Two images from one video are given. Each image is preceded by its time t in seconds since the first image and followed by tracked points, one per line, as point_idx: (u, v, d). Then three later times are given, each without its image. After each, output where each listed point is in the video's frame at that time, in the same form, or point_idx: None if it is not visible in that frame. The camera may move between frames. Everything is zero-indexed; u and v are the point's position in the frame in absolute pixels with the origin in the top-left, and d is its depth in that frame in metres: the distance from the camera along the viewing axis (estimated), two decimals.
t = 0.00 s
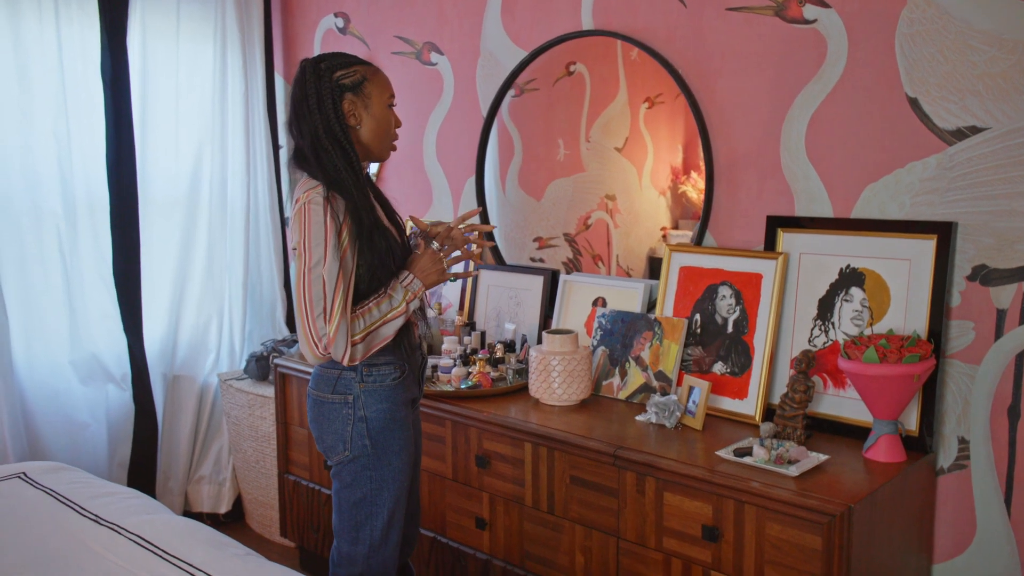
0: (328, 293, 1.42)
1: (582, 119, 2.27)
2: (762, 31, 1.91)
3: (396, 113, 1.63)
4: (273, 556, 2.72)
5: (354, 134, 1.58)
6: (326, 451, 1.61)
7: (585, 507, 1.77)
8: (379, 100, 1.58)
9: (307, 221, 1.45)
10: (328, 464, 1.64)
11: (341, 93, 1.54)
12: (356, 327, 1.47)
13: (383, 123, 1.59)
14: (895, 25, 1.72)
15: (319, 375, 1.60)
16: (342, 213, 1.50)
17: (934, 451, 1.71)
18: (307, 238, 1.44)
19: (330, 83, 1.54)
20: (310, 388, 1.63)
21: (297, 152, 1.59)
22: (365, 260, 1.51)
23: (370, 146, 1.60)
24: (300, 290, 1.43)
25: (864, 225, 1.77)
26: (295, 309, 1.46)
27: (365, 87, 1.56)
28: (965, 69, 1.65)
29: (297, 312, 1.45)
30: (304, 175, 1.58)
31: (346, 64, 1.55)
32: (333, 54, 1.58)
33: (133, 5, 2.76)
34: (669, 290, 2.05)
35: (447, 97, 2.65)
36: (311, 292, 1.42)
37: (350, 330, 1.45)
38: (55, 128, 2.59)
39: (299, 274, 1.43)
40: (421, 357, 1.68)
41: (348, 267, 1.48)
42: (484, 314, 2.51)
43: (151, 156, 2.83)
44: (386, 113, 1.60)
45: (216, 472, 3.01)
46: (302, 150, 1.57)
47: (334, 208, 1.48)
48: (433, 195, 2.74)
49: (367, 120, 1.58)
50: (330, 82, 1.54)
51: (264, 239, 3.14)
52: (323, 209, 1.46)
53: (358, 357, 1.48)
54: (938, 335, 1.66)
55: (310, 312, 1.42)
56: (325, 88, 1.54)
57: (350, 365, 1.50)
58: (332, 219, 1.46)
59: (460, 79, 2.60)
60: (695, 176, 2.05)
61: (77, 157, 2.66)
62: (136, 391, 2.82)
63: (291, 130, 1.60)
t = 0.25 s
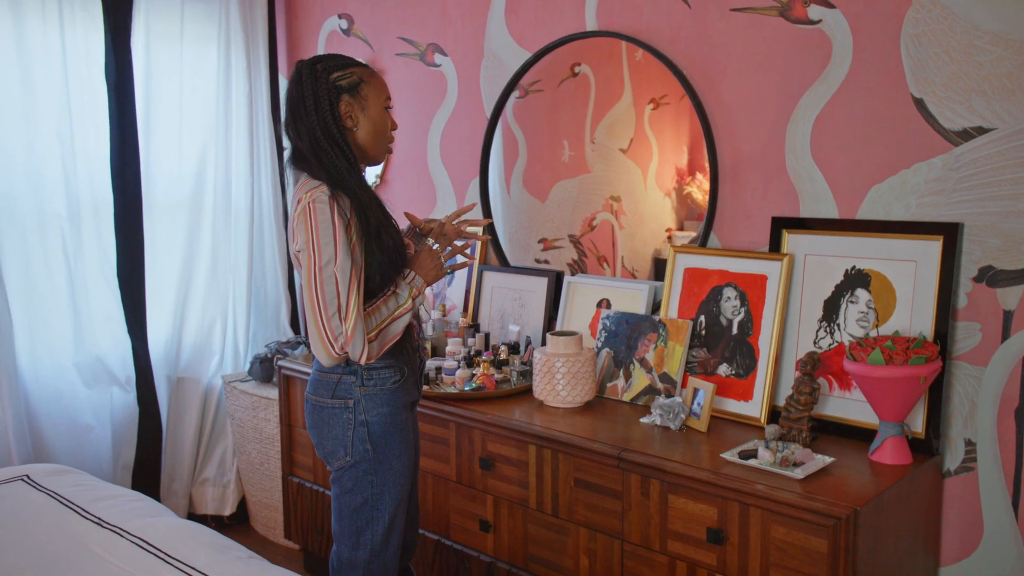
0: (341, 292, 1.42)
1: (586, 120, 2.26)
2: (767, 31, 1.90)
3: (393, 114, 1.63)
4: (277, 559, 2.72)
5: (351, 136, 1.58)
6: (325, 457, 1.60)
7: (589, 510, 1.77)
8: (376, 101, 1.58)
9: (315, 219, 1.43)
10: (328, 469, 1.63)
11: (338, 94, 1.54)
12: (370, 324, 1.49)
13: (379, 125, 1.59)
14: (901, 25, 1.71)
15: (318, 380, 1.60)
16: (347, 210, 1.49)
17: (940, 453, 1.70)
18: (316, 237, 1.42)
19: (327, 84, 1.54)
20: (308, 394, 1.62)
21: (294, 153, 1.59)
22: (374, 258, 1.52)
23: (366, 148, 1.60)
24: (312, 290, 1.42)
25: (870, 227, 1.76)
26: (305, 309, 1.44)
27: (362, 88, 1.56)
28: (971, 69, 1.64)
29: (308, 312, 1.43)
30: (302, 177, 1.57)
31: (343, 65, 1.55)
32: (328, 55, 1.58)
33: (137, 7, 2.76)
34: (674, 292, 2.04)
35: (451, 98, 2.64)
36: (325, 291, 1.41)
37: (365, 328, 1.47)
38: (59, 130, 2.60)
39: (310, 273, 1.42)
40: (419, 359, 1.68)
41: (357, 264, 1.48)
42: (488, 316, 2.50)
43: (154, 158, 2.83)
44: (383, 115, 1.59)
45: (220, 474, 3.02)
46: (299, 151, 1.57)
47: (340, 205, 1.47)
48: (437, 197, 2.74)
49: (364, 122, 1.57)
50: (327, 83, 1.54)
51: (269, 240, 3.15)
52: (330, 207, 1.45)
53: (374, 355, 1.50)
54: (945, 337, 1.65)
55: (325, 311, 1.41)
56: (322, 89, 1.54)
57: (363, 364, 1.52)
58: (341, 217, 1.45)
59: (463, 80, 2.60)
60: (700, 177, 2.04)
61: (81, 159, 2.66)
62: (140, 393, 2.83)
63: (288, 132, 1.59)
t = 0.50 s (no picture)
0: (338, 297, 1.42)
1: (589, 120, 2.26)
2: (771, 32, 1.90)
3: (388, 117, 1.62)
4: (280, 560, 2.72)
5: (342, 138, 1.57)
6: (321, 460, 1.60)
7: (593, 512, 1.77)
8: (369, 104, 1.56)
9: (308, 226, 1.43)
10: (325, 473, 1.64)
11: (329, 97, 1.54)
12: (368, 328, 1.50)
13: (372, 127, 1.58)
14: (905, 25, 1.71)
15: (313, 383, 1.59)
16: (340, 214, 1.49)
17: (945, 455, 1.70)
18: (310, 243, 1.43)
19: (317, 86, 1.53)
20: (304, 396, 1.62)
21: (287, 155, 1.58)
22: (370, 262, 1.50)
23: (359, 151, 1.59)
24: (308, 297, 1.42)
25: (875, 227, 1.76)
26: (303, 316, 1.44)
27: (354, 90, 1.55)
28: (976, 69, 1.64)
29: (306, 320, 1.43)
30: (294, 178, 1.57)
31: (335, 67, 1.55)
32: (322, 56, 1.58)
33: (139, 8, 2.76)
34: (678, 293, 2.04)
35: (454, 99, 2.64)
36: (321, 297, 1.41)
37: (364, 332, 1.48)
38: (61, 132, 2.60)
39: (305, 280, 1.42)
40: (416, 361, 1.68)
41: (353, 267, 1.48)
42: (491, 317, 2.50)
43: (157, 159, 2.83)
44: (376, 117, 1.58)
45: (224, 475, 3.02)
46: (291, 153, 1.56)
47: (332, 209, 1.47)
48: (440, 197, 2.73)
49: (355, 124, 1.57)
50: (318, 85, 1.53)
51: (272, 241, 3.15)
52: (323, 212, 1.45)
53: (375, 358, 1.51)
54: (949, 338, 1.65)
55: (322, 317, 1.41)
56: (313, 91, 1.53)
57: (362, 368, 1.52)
58: (333, 221, 1.45)
59: (467, 81, 2.60)
60: (704, 178, 2.04)
61: (83, 160, 2.66)
62: (142, 395, 2.84)
63: (281, 133, 1.59)
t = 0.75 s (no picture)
0: (317, 301, 1.42)
1: (587, 120, 2.26)
2: (769, 31, 1.90)
3: (382, 120, 1.61)
4: (280, 562, 2.72)
5: (333, 141, 1.57)
6: (315, 463, 1.60)
7: (593, 511, 1.76)
8: (363, 106, 1.56)
9: (289, 230, 1.44)
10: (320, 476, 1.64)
11: (320, 99, 1.53)
12: (351, 333, 1.46)
13: (364, 129, 1.57)
14: (904, 24, 1.71)
15: (306, 386, 1.59)
16: (322, 220, 1.48)
17: (946, 453, 1.69)
18: (290, 247, 1.44)
19: (310, 88, 1.53)
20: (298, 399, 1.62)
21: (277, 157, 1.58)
22: (351, 268, 1.50)
23: (351, 154, 1.59)
24: (290, 302, 1.44)
25: (874, 226, 1.75)
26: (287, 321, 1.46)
27: (347, 92, 1.55)
28: (975, 67, 1.64)
29: (289, 324, 1.45)
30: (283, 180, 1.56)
31: (328, 69, 1.54)
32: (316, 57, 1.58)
33: (137, 10, 2.76)
34: (677, 292, 2.04)
35: (452, 99, 2.64)
36: (301, 301, 1.42)
37: (345, 337, 1.45)
38: (59, 134, 2.59)
39: (286, 284, 1.44)
40: (411, 365, 1.67)
41: (335, 273, 1.47)
42: (490, 317, 2.50)
43: (154, 161, 2.83)
44: (369, 121, 1.58)
45: (223, 478, 3.01)
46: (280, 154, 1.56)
47: (315, 214, 1.47)
48: (439, 198, 2.73)
49: (347, 126, 1.56)
50: (310, 87, 1.53)
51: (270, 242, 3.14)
52: (304, 216, 1.45)
53: (358, 363, 1.47)
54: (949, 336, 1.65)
55: (303, 321, 1.43)
56: (304, 93, 1.53)
57: (349, 372, 1.50)
58: (313, 225, 1.45)
59: (465, 81, 2.59)
60: (702, 177, 2.03)
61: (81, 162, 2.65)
62: (142, 397, 2.83)
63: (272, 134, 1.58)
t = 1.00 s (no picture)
0: (329, 300, 1.42)
1: (585, 117, 2.25)
2: (767, 27, 1.90)
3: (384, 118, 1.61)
4: (279, 561, 2.71)
5: (339, 138, 1.56)
6: (316, 465, 1.58)
7: (593, 509, 1.76)
8: (367, 104, 1.56)
9: (296, 228, 1.43)
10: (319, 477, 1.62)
11: (328, 96, 1.52)
12: (362, 332, 1.48)
13: (369, 127, 1.57)
14: (902, 20, 1.70)
15: (304, 388, 1.57)
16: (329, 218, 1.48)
17: (945, 449, 1.70)
18: (298, 245, 1.42)
19: (317, 85, 1.52)
20: (294, 402, 1.60)
21: (280, 153, 1.56)
22: (358, 266, 1.50)
23: (355, 151, 1.59)
24: (300, 301, 1.42)
25: (873, 222, 1.75)
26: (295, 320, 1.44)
27: (353, 90, 1.54)
28: (973, 63, 1.63)
29: (299, 323, 1.43)
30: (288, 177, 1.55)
31: (335, 66, 1.53)
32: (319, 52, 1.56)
33: (133, 9, 2.75)
34: (676, 289, 2.04)
35: (450, 97, 2.63)
36: (312, 300, 1.41)
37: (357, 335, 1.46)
38: (55, 132, 2.58)
39: (295, 283, 1.42)
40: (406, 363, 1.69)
41: (343, 271, 1.47)
42: (489, 315, 2.49)
43: (151, 159, 2.82)
44: (373, 119, 1.58)
45: (221, 477, 3.00)
46: (285, 151, 1.54)
47: (322, 212, 1.46)
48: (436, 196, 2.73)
49: (352, 124, 1.56)
50: (317, 83, 1.52)
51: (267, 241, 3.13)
52: (313, 215, 1.44)
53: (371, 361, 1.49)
54: (948, 332, 1.65)
55: (315, 320, 1.42)
56: (312, 90, 1.51)
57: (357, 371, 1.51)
58: (322, 223, 1.44)
59: (462, 79, 2.59)
60: (700, 174, 2.03)
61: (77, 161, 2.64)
62: (140, 396, 2.83)
63: (274, 130, 1.57)
